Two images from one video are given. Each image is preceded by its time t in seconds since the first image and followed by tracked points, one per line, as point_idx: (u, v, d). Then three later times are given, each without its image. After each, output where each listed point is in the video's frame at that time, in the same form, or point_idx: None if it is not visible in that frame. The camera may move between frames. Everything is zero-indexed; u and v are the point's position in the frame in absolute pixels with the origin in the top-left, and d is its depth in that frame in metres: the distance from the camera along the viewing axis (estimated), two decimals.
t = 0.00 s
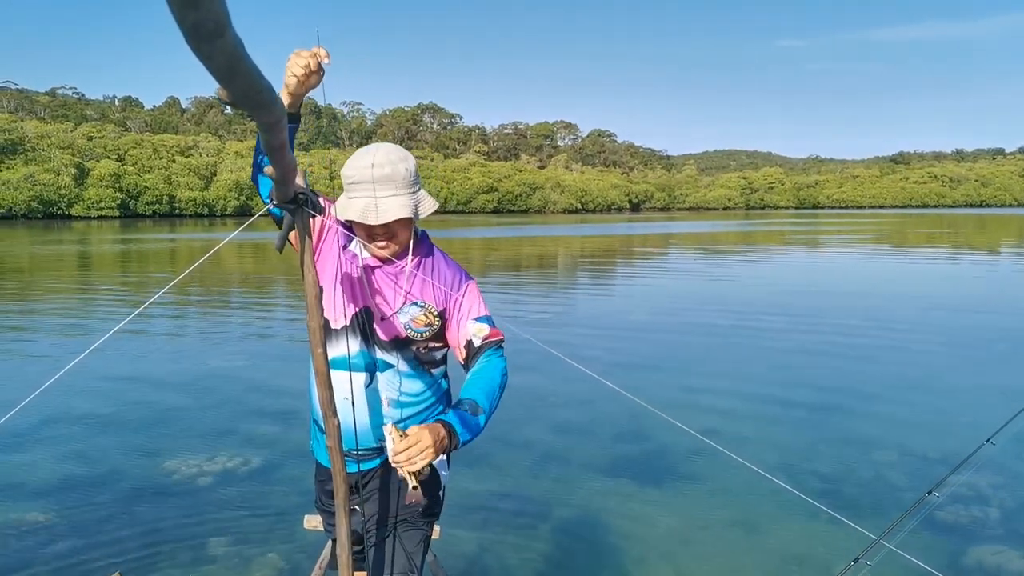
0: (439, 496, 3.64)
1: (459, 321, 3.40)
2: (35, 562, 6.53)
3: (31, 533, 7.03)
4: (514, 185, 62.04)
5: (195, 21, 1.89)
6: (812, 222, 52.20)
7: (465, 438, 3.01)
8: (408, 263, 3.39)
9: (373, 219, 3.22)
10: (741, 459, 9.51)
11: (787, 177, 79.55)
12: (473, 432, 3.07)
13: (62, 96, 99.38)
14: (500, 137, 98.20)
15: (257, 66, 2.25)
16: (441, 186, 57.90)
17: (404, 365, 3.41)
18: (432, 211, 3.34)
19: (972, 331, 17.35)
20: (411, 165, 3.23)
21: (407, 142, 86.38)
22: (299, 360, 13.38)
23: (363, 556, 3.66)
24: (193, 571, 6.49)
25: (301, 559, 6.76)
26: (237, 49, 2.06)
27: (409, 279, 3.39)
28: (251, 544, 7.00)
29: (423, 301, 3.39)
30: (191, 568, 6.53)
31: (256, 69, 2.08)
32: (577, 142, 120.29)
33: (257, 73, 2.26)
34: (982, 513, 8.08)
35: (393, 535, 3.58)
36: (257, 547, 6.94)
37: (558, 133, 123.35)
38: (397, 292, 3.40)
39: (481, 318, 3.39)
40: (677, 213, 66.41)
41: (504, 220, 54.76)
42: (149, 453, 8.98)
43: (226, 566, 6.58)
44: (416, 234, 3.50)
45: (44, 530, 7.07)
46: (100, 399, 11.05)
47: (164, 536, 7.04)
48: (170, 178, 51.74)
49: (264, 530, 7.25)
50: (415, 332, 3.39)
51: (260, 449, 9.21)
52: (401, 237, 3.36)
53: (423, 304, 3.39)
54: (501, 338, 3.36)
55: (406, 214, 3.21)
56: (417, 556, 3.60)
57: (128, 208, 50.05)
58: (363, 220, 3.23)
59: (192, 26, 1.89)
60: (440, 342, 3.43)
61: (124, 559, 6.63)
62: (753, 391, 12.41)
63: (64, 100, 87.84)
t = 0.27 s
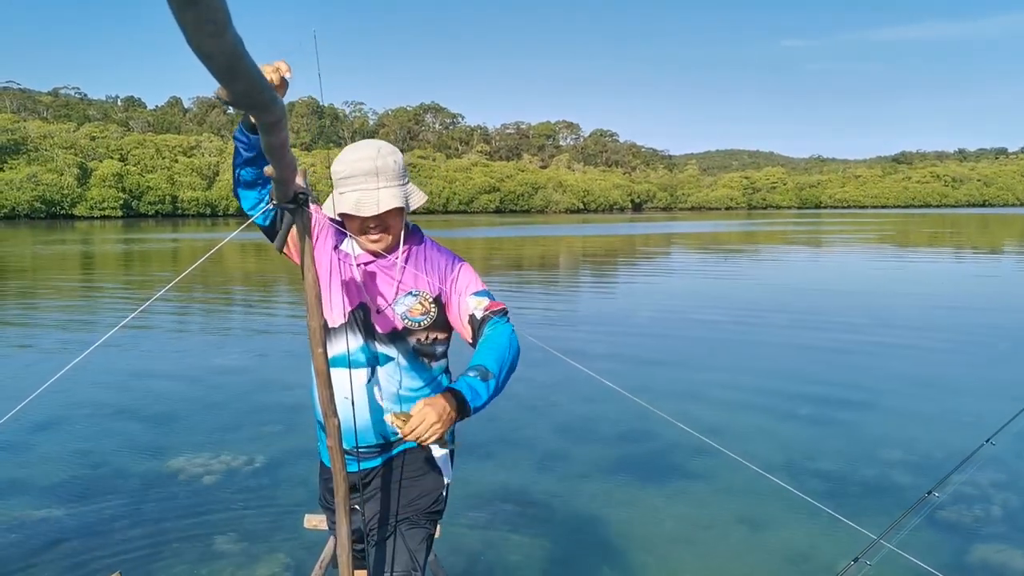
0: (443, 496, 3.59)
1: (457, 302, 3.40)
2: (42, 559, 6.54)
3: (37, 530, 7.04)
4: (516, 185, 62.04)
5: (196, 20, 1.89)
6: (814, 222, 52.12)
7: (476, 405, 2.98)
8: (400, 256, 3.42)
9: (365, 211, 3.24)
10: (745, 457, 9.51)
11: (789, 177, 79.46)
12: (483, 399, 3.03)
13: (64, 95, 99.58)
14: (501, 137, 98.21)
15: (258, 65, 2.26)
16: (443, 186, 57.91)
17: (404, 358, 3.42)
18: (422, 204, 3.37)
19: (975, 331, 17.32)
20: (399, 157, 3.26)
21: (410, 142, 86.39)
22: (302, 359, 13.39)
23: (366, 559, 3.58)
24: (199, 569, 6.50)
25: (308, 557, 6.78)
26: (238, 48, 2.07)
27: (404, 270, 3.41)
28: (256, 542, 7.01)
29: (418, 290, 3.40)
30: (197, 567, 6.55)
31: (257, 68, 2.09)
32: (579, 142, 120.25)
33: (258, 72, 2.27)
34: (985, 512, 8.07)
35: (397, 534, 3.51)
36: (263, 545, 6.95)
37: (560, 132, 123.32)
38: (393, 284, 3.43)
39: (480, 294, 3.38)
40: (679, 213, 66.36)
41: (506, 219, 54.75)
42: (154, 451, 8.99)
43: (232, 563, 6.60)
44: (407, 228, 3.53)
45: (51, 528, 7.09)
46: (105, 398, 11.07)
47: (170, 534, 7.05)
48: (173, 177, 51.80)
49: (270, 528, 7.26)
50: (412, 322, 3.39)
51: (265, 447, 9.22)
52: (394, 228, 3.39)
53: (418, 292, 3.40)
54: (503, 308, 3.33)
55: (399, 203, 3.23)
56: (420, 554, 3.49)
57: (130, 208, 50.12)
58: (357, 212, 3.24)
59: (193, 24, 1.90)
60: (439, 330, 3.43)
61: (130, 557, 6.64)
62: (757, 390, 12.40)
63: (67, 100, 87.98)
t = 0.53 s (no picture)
0: (447, 495, 3.52)
1: (453, 286, 3.39)
2: (45, 557, 6.51)
3: (40, 528, 7.01)
4: (518, 185, 62.01)
5: (194, 22, 1.85)
6: (817, 222, 52.01)
7: (467, 361, 3.01)
8: (392, 248, 3.42)
9: (360, 203, 3.22)
10: (749, 456, 9.46)
11: (792, 177, 79.34)
12: (476, 356, 3.05)
13: (67, 95, 99.78)
14: (504, 137, 98.15)
15: (258, 66, 2.21)
16: (445, 186, 57.87)
17: (403, 350, 3.40)
18: (415, 201, 3.40)
19: (979, 330, 17.26)
20: (394, 153, 3.26)
21: (412, 143, 86.39)
22: (305, 358, 13.35)
23: (370, 559, 3.53)
24: (203, 567, 6.46)
25: (312, 555, 6.73)
26: (237, 48, 2.02)
27: (397, 262, 3.41)
28: (260, 540, 6.97)
29: (412, 280, 3.40)
30: (200, 564, 6.51)
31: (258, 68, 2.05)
32: (581, 142, 120.17)
33: (257, 73, 2.23)
34: (989, 510, 8.02)
35: (400, 533, 3.45)
36: (267, 542, 6.92)
37: (562, 133, 123.27)
38: (387, 277, 3.42)
39: (475, 269, 3.37)
40: (681, 213, 66.27)
41: (509, 219, 54.70)
42: (158, 450, 8.96)
43: (236, 561, 6.56)
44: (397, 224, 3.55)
45: (54, 525, 7.06)
46: (108, 397, 11.04)
47: (174, 532, 7.01)
48: (175, 177, 51.80)
49: (274, 526, 7.23)
50: (410, 312, 3.38)
51: (269, 445, 9.19)
52: (388, 222, 3.38)
53: (413, 282, 3.40)
54: (498, 278, 3.31)
55: (395, 194, 3.23)
56: (423, 553, 3.43)
57: (133, 208, 50.15)
58: (352, 204, 3.22)
59: (191, 26, 1.85)
60: (436, 319, 3.40)
61: (133, 555, 6.61)
62: (760, 390, 12.35)
63: (69, 100, 88.10)
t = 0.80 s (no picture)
0: (449, 495, 3.53)
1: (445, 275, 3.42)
2: (53, 554, 6.53)
3: (47, 526, 7.03)
4: (520, 185, 62.06)
5: (195, 22, 1.86)
6: (819, 222, 51.99)
7: (446, 325, 2.95)
8: (385, 245, 3.46)
9: (354, 200, 3.27)
10: (752, 455, 9.46)
11: (794, 177, 79.35)
12: (458, 321, 2.98)
13: (69, 95, 99.98)
14: (505, 137, 98.22)
15: (259, 67, 2.22)
16: (447, 186, 57.91)
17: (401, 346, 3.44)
18: (409, 199, 3.45)
19: (981, 330, 17.25)
20: (386, 151, 3.31)
21: (414, 143, 86.47)
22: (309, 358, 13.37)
23: (372, 558, 3.56)
24: (209, 564, 6.48)
25: (317, 554, 6.74)
26: (237, 48, 2.03)
27: (390, 257, 3.46)
28: (266, 537, 6.99)
29: (405, 274, 3.44)
30: (207, 562, 6.52)
31: (259, 69, 2.06)
32: (583, 142, 120.17)
33: (257, 73, 2.24)
34: (992, 509, 8.02)
35: (401, 531, 3.47)
36: (273, 540, 6.93)
37: (563, 133, 123.32)
38: (382, 273, 3.47)
39: (462, 251, 3.42)
40: (683, 213, 66.25)
41: (510, 219, 54.73)
42: (163, 449, 8.98)
43: (242, 559, 6.58)
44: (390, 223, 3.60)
45: (61, 524, 7.08)
46: (113, 396, 11.07)
47: (180, 530, 7.03)
48: (178, 177, 51.87)
49: (280, 524, 7.24)
50: (405, 306, 3.41)
51: (274, 444, 9.21)
52: (382, 218, 3.42)
53: (406, 276, 3.44)
54: (484, 255, 3.33)
55: (386, 189, 3.28)
56: (424, 552, 3.43)
57: (135, 208, 50.23)
58: (346, 201, 3.27)
59: (192, 26, 1.86)
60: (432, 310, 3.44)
61: (140, 553, 6.63)
62: (763, 389, 12.35)
63: (72, 100, 88.24)
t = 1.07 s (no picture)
0: (451, 493, 3.53)
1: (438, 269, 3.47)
2: (60, 553, 6.54)
3: (54, 524, 7.04)
4: (522, 186, 62.09)
5: (196, 20, 1.87)
6: (821, 222, 51.97)
7: (429, 308, 3.03)
8: (379, 242, 3.50)
9: (345, 200, 3.30)
10: (757, 454, 9.46)
11: (797, 177, 79.31)
12: (441, 303, 3.07)
13: (72, 96, 100.23)
14: (508, 137, 98.25)
15: (259, 67, 2.23)
16: (449, 186, 57.96)
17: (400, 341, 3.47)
18: (400, 197, 3.49)
19: (984, 329, 17.23)
20: (378, 150, 3.33)
21: (416, 143, 86.53)
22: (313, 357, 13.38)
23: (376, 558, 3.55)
24: (216, 562, 6.49)
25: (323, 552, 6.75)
26: (238, 49, 2.04)
27: (383, 254, 3.50)
28: (273, 535, 7.00)
29: (399, 270, 3.48)
30: (213, 561, 6.54)
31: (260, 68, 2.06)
32: (585, 141, 120.17)
33: (258, 72, 2.24)
34: (994, 508, 8.01)
35: (403, 530, 3.47)
36: (279, 538, 6.94)
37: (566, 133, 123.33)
38: (378, 272, 3.51)
39: (451, 240, 3.48)
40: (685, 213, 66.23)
41: (513, 219, 54.76)
42: (169, 448, 8.99)
43: (248, 558, 6.59)
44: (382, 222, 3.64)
45: (68, 522, 7.09)
46: (119, 395, 11.09)
47: (187, 529, 7.03)
48: (180, 177, 51.93)
49: (285, 522, 7.25)
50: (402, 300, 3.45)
51: (279, 443, 9.22)
52: (374, 218, 3.45)
53: (400, 272, 3.48)
54: (472, 241, 3.41)
55: (380, 187, 3.32)
56: (426, 551, 3.43)
57: (138, 208, 50.30)
58: (336, 201, 3.29)
59: (192, 26, 1.87)
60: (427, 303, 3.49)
61: (147, 551, 6.63)
62: (766, 389, 12.34)
63: (74, 100, 88.40)
